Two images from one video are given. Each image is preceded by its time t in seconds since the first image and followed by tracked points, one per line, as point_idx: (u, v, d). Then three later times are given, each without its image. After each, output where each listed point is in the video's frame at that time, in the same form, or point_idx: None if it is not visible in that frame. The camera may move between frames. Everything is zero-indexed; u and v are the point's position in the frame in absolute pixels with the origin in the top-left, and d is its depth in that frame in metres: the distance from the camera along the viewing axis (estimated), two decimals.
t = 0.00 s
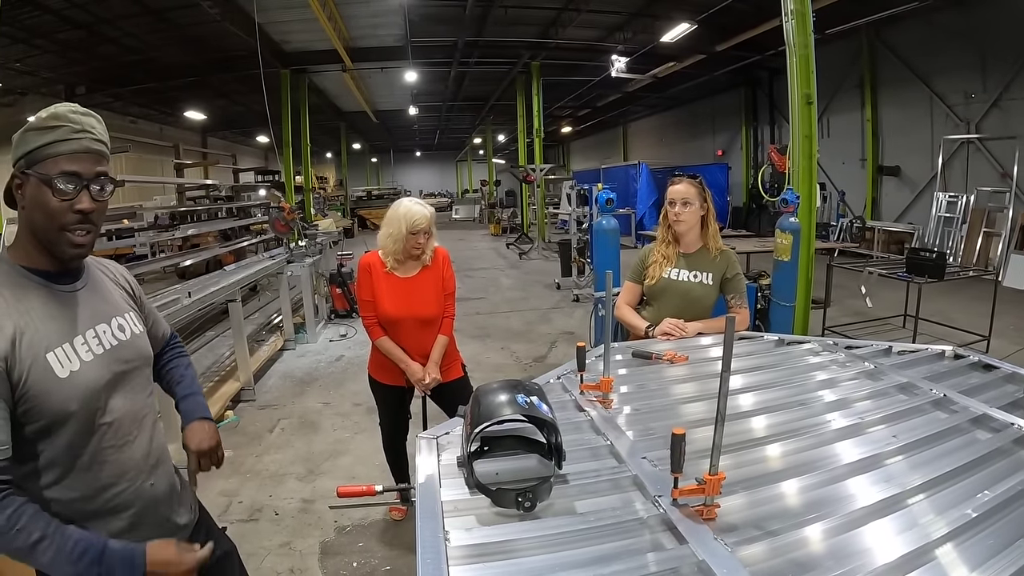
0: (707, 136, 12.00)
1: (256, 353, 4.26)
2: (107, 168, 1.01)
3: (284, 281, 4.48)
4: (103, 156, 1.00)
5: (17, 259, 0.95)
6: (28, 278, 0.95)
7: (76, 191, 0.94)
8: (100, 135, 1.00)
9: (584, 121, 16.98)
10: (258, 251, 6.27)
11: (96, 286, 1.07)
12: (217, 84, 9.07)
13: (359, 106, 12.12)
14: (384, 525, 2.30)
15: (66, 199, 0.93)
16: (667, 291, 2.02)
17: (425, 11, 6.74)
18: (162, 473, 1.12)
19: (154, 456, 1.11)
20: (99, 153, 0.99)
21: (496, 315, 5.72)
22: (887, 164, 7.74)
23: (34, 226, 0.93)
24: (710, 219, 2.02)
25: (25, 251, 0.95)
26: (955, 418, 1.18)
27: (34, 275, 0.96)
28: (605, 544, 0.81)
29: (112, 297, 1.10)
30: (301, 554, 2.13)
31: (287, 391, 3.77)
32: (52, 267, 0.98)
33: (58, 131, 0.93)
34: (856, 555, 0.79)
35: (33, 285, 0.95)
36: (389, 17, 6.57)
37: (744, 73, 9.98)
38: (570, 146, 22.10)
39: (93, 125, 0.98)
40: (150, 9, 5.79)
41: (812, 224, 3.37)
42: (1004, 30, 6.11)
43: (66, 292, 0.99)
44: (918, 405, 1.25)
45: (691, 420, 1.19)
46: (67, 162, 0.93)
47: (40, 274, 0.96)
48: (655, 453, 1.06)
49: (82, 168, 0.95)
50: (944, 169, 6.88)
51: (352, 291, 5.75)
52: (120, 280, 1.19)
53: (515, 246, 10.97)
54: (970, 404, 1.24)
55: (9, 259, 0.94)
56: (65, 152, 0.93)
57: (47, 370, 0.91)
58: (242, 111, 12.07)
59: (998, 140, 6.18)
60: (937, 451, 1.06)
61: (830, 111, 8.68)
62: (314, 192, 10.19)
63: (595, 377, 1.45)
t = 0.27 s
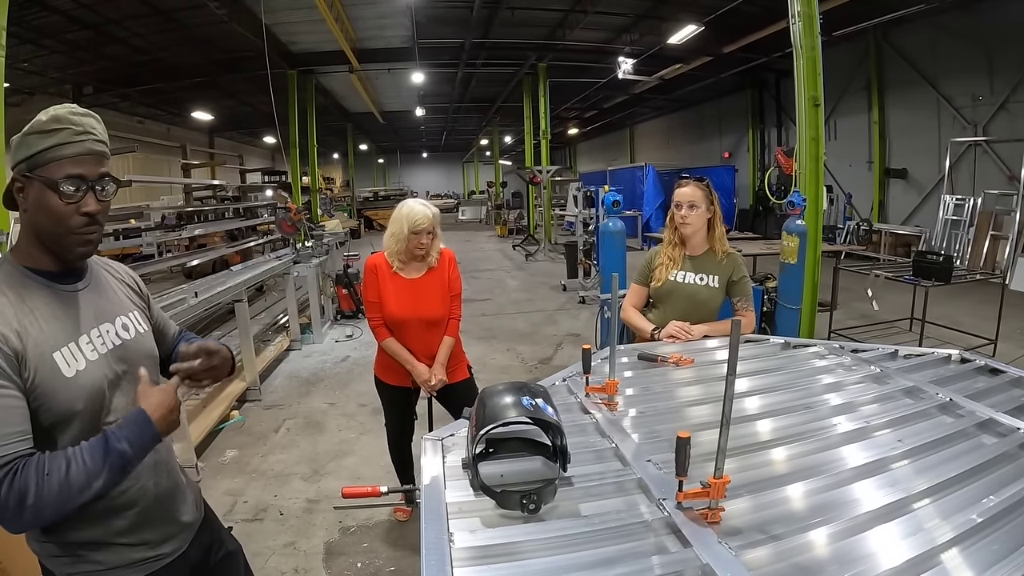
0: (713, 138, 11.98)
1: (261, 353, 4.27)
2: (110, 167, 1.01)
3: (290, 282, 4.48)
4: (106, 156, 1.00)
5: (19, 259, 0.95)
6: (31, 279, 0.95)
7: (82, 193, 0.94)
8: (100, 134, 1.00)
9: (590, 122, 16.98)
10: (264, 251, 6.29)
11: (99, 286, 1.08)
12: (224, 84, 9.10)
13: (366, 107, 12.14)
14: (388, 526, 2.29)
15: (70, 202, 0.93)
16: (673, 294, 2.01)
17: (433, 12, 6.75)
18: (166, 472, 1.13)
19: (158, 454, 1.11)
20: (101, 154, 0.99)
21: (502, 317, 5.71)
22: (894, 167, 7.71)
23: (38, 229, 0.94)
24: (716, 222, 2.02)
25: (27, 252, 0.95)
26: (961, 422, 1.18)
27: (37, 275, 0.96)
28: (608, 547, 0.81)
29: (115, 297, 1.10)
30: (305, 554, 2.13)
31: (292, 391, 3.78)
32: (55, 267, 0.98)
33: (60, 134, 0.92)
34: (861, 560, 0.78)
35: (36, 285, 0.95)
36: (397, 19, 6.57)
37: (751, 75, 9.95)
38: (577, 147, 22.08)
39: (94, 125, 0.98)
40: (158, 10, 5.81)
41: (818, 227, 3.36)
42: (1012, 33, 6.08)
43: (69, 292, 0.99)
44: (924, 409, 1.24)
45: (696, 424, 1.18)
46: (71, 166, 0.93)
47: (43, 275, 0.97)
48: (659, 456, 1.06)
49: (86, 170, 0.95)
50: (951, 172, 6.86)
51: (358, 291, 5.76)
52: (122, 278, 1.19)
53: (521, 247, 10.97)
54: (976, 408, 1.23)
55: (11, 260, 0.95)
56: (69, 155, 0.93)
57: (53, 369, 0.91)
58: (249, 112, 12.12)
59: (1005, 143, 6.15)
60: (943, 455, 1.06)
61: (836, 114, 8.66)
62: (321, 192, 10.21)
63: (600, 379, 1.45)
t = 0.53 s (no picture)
0: (718, 139, 11.97)
1: (267, 353, 4.28)
2: (123, 172, 1.02)
3: (296, 282, 4.49)
4: (118, 161, 1.00)
5: (29, 260, 0.96)
6: (39, 279, 0.95)
7: (93, 198, 0.95)
8: (115, 139, 1.00)
9: (596, 124, 16.98)
10: (270, 252, 6.30)
11: (107, 286, 1.08)
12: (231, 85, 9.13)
13: (372, 108, 12.16)
14: (393, 527, 2.29)
15: (83, 206, 0.93)
16: (679, 296, 2.01)
17: (440, 13, 6.75)
18: (173, 473, 1.13)
19: (165, 455, 1.12)
20: (115, 159, 0.99)
21: (507, 318, 5.71)
22: (900, 169, 7.68)
23: (49, 232, 0.94)
24: (723, 224, 2.01)
25: (37, 253, 0.96)
26: (966, 426, 1.17)
27: (45, 275, 0.96)
28: (613, 549, 0.81)
29: (123, 297, 1.11)
30: (310, 555, 2.13)
31: (298, 391, 3.78)
32: (64, 268, 0.99)
33: (73, 138, 0.93)
34: (866, 563, 0.78)
35: (44, 285, 0.95)
36: (403, 20, 6.58)
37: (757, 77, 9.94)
38: (583, 149, 22.07)
39: (109, 130, 0.98)
40: (165, 11, 5.84)
41: (824, 229, 3.35)
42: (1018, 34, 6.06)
43: (77, 292, 1.00)
44: (930, 413, 1.23)
45: (701, 426, 1.18)
46: (83, 170, 0.93)
47: (50, 275, 0.97)
48: (665, 458, 1.06)
49: (99, 175, 0.95)
50: (957, 175, 6.84)
51: (364, 292, 5.77)
52: (130, 279, 1.20)
53: (526, 248, 10.97)
54: (982, 412, 1.22)
55: (19, 261, 0.95)
56: (82, 159, 0.93)
57: (61, 370, 0.91)
58: (255, 112, 12.16)
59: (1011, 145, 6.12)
60: (949, 459, 1.05)
61: (842, 116, 8.64)
62: (327, 193, 10.22)
63: (606, 382, 1.45)
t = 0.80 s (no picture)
0: (722, 141, 11.95)
1: (270, 353, 4.28)
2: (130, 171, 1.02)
3: (299, 282, 4.49)
4: (125, 159, 1.01)
5: (40, 262, 0.95)
6: (50, 282, 0.95)
7: (102, 196, 0.95)
8: (120, 136, 1.01)
9: (599, 125, 16.98)
10: (273, 252, 6.31)
11: (118, 291, 1.09)
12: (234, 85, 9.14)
13: (375, 108, 12.16)
14: (396, 528, 2.29)
15: (92, 204, 0.94)
16: (683, 298, 2.01)
17: (444, 14, 6.75)
18: (180, 477, 1.13)
19: (172, 459, 1.12)
20: (121, 156, 1.00)
21: (510, 319, 5.71)
22: (904, 170, 7.67)
23: (59, 233, 0.94)
24: (727, 226, 2.01)
25: (46, 254, 0.95)
26: (970, 429, 1.17)
27: (57, 280, 0.96)
28: (618, 552, 0.81)
29: (133, 301, 1.11)
30: (313, 555, 2.13)
31: (301, 392, 3.79)
32: (76, 272, 0.99)
33: (79, 135, 0.93)
34: (870, 567, 0.77)
35: (55, 289, 0.95)
36: (407, 21, 6.58)
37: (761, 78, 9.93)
38: (586, 150, 22.05)
39: (113, 128, 0.99)
40: (169, 11, 5.85)
41: (828, 231, 3.35)
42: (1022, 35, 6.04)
43: (87, 296, 1.00)
44: (934, 416, 1.23)
45: (704, 429, 1.18)
46: (91, 167, 0.94)
47: (62, 279, 0.97)
48: (669, 461, 1.06)
49: (106, 172, 0.96)
50: (962, 176, 6.82)
51: (367, 293, 5.77)
52: (142, 284, 1.20)
53: (530, 249, 10.97)
54: (986, 415, 1.22)
55: (30, 263, 0.95)
56: (89, 156, 0.94)
57: (67, 376, 0.91)
58: (259, 113, 12.19)
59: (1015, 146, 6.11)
60: (952, 462, 1.05)
61: (846, 117, 8.63)
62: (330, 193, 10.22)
63: (610, 384, 1.44)
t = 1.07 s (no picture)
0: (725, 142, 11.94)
1: (274, 353, 4.28)
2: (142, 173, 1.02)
3: (302, 283, 4.49)
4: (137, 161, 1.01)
5: (47, 262, 0.96)
6: (56, 283, 0.95)
7: (114, 196, 0.95)
8: (132, 138, 1.01)
9: (603, 126, 16.96)
10: (277, 252, 6.32)
11: (124, 291, 1.09)
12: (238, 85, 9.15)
13: (379, 109, 12.17)
14: (400, 529, 2.29)
15: (103, 204, 0.94)
16: (687, 299, 2.01)
17: (448, 14, 6.75)
18: (185, 477, 1.13)
19: (178, 459, 1.12)
20: (133, 157, 1.00)
21: (514, 320, 5.71)
22: (908, 171, 7.65)
23: (69, 233, 0.94)
24: (732, 227, 2.01)
25: (55, 255, 0.96)
26: (975, 432, 1.16)
27: (64, 281, 0.96)
28: (622, 554, 0.81)
29: (138, 301, 1.11)
30: (316, 556, 2.13)
31: (305, 392, 3.79)
32: (82, 271, 0.99)
33: (93, 136, 0.94)
34: (874, 570, 0.77)
35: (60, 289, 0.95)
36: (411, 21, 6.59)
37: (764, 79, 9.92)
38: (590, 151, 22.03)
39: (126, 130, 1.00)
40: (174, 11, 5.87)
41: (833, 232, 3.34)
42: None
43: (93, 295, 1.00)
44: (938, 418, 1.23)
45: (708, 431, 1.17)
46: (103, 168, 0.94)
47: (68, 278, 0.97)
48: (674, 463, 1.05)
49: (118, 173, 0.96)
50: (966, 177, 6.81)
51: (370, 293, 5.78)
52: (148, 284, 1.20)
53: (533, 250, 10.97)
54: (991, 417, 1.21)
55: (38, 263, 0.95)
56: (101, 157, 0.94)
57: (71, 376, 0.91)
58: (263, 113, 12.22)
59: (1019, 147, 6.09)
60: (956, 465, 1.04)
61: (850, 118, 8.61)
62: (334, 193, 10.22)
63: (614, 386, 1.44)
